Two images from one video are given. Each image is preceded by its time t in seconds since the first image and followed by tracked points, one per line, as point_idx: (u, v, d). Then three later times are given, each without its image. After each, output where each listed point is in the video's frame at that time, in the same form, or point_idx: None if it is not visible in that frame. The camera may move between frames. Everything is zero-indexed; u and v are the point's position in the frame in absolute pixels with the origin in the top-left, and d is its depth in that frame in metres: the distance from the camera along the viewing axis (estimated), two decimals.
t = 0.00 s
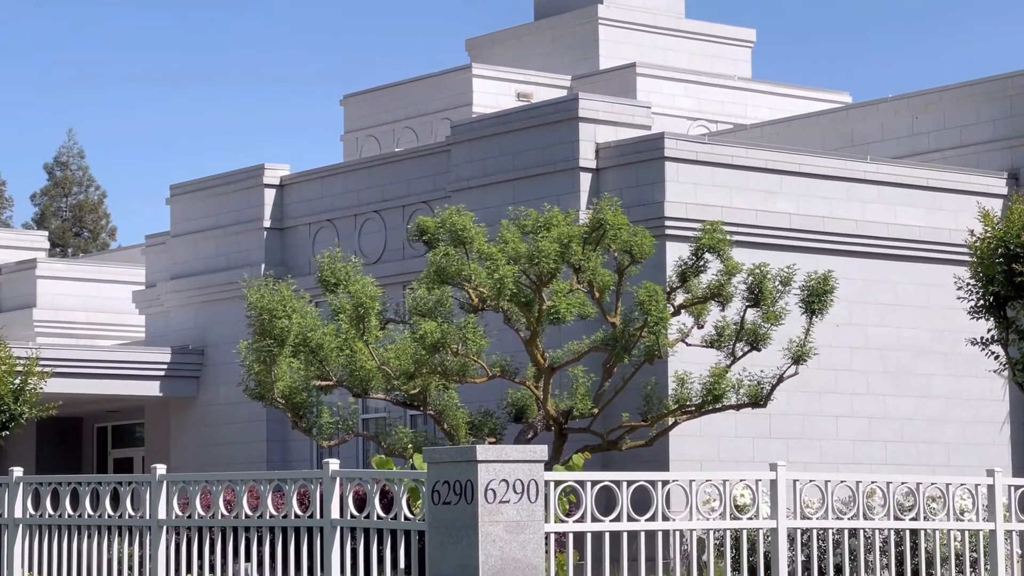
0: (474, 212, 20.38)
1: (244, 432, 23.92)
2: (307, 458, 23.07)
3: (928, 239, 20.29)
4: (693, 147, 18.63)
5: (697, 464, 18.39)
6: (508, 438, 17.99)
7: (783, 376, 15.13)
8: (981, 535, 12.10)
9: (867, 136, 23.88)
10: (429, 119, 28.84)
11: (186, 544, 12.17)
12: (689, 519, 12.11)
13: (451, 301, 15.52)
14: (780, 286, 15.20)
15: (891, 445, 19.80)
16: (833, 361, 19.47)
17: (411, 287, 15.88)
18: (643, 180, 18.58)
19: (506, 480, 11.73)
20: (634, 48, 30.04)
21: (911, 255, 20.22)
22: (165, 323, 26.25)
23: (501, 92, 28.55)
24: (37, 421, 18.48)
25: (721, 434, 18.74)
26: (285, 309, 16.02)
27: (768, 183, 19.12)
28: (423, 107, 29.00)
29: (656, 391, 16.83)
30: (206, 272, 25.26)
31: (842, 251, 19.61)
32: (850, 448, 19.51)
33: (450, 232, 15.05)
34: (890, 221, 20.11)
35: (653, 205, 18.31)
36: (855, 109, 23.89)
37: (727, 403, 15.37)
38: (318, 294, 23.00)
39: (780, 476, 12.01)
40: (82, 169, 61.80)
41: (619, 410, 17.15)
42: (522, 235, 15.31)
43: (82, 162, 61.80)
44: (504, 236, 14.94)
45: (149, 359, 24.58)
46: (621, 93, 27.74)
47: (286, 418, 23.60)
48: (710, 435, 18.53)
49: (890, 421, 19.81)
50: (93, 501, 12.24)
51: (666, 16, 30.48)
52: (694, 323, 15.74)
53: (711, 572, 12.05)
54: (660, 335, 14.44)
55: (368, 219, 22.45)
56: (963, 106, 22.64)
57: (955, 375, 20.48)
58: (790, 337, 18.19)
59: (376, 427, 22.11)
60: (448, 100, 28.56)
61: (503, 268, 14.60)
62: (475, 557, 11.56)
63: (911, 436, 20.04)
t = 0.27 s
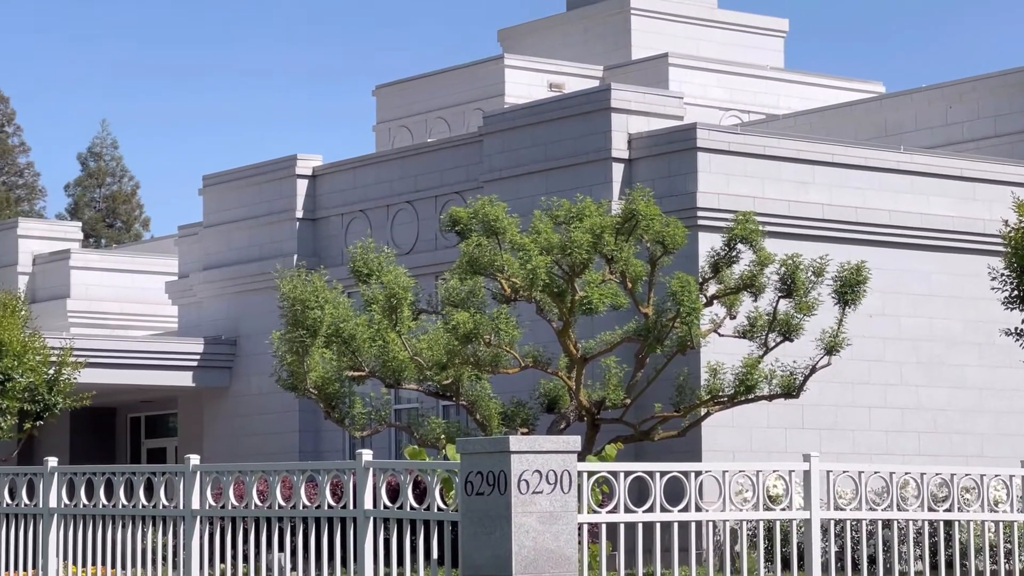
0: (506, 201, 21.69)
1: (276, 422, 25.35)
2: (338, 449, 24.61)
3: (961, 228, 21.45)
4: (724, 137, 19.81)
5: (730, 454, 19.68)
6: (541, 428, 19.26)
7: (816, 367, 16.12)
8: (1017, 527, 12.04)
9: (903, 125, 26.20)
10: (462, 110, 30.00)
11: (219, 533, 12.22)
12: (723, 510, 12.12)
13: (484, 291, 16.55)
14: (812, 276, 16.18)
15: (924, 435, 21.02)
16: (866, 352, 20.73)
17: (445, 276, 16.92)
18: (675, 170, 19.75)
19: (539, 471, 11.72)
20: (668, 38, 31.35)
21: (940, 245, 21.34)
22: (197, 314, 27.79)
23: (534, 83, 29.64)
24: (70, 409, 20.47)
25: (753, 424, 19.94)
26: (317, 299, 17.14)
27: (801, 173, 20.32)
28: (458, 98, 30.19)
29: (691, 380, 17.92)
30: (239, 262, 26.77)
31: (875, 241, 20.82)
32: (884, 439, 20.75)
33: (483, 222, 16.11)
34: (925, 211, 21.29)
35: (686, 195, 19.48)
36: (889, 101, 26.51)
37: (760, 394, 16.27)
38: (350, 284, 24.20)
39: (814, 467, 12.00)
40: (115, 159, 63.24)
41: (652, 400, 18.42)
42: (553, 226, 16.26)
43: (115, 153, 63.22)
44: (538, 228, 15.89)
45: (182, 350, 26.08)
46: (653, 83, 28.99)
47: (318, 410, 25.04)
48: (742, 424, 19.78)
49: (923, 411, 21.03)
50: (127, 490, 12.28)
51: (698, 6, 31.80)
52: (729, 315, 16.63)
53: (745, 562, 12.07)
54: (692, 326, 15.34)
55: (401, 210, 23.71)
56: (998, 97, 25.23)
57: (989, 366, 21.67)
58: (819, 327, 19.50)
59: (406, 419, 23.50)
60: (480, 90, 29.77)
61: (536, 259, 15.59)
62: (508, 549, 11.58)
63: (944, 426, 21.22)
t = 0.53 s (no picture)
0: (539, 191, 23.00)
1: (309, 413, 26.77)
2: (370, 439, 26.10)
3: (992, 219, 22.59)
4: (757, 129, 21.02)
5: (761, 444, 20.72)
6: (573, 416, 20.48)
7: (845, 360, 17.29)
8: None
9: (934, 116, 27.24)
10: (494, 101, 31.50)
11: (252, 524, 12.24)
12: (755, 500, 12.10)
13: (515, 283, 17.49)
14: (843, 267, 17.31)
15: (957, 426, 22.16)
16: (899, 343, 21.93)
17: (474, 268, 17.85)
18: (707, 161, 20.96)
19: (571, 462, 11.58)
20: (700, 29, 33.13)
21: (971, 236, 22.50)
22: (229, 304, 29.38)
23: (568, 74, 31.19)
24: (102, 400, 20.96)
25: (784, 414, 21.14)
26: (349, 290, 18.21)
27: (833, 164, 21.51)
28: (492, 87, 31.70)
29: (722, 370, 19.11)
30: (273, 254, 28.01)
31: (905, 231, 21.94)
32: (917, 429, 21.92)
33: (514, 213, 17.11)
34: (958, 200, 22.49)
35: (716, 185, 20.68)
36: (922, 91, 27.47)
37: (793, 384, 17.52)
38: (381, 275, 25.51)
39: (847, 458, 11.96)
40: (147, 151, 67.52)
41: (684, 390, 19.61)
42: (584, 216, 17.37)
43: (147, 144, 67.38)
44: (571, 219, 16.96)
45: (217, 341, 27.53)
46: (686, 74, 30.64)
47: (349, 401, 26.46)
48: (772, 415, 20.91)
49: (956, 402, 22.21)
50: (161, 480, 12.32)
51: None
52: (762, 305, 17.78)
53: (777, 553, 12.06)
54: (723, 315, 16.54)
55: (433, 201, 25.14)
56: None
57: (1021, 356, 22.95)
58: (852, 318, 20.79)
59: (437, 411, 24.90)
60: (514, 80, 31.33)
61: (567, 250, 16.60)
62: (540, 540, 11.47)
63: (979, 417, 22.46)
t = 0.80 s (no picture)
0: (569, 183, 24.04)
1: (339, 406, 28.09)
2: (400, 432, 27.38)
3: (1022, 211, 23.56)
4: (788, 120, 21.90)
5: (791, 436, 21.71)
6: (603, 406, 21.63)
7: (873, 352, 18.18)
8: None
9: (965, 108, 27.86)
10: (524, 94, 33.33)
11: (282, 516, 12.23)
12: (785, 493, 12.04)
13: (545, 274, 18.48)
14: (872, 260, 18.25)
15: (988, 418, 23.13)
16: (929, 335, 22.81)
17: (506, 260, 18.74)
18: (737, 153, 21.90)
19: (602, 454, 11.32)
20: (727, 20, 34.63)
21: (1000, 229, 23.44)
22: (260, 297, 30.68)
23: (598, 66, 32.84)
24: (130, 390, 23.33)
25: (813, 406, 22.06)
26: (379, 283, 19.33)
27: (863, 156, 22.41)
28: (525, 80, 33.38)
29: (751, 362, 20.22)
30: (301, 247, 29.38)
31: (936, 223, 22.89)
32: (948, 421, 22.82)
33: (545, 205, 18.07)
34: (988, 191, 23.38)
35: (747, 177, 21.61)
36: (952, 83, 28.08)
37: (822, 376, 18.50)
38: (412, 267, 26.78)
39: (877, 451, 11.88)
40: (176, 143, 67.30)
41: (714, 382, 20.68)
42: (615, 208, 18.18)
43: (176, 137, 66.86)
44: (600, 212, 17.82)
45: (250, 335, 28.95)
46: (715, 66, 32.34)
47: (380, 394, 27.80)
48: (802, 408, 21.84)
49: (986, 394, 23.15)
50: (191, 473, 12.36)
51: None
52: (792, 296, 18.73)
53: (807, 546, 11.98)
54: (753, 306, 17.24)
55: (463, 193, 26.28)
56: None
57: None
58: (882, 309, 21.77)
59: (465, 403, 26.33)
60: (545, 72, 33.02)
61: (598, 243, 17.39)
62: (571, 532, 11.18)
63: (1011, 409, 23.47)
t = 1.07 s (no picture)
0: (601, 177, 24.58)
1: (368, 400, 29.03)
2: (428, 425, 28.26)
3: None
4: (818, 112, 22.45)
5: (822, 429, 22.22)
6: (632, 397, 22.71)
7: (902, 345, 19.11)
8: None
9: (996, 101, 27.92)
10: (555, 87, 33.68)
11: (312, 510, 12.17)
12: (816, 485, 12.03)
13: (575, 266, 19.62)
14: (903, 252, 19.08)
15: (1019, 411, 23.85)
16: (960, 327, 23.47)
17: (537, 254, 19.94)
18: (766, 146, 22.43)
19: (633, 446, 10.59)
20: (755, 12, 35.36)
21: None
22: (289, 290, 31.66)
23: (628, 58, 33.47)
24: (164, 382, 24.61)
25: (844, 400, 22.49)
26: (409, 277, 20.42)
27: (895, 148, 22.95)
28: (554, 73, 33.84)
29: (783, 353, 21.27)
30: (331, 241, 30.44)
31: (969, 217, 23.53)
32: (980, 414, 23.54)
33: (575, 198, 19.32)
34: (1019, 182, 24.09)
35: (776, 171, 22.18)
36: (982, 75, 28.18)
37: (853, 368, 19.43)
38: (442, 260, 27.92)
39: (908, 443, 11.89)
40: (206, 137, 70.66)
41: (744, 375, 21.80)
42: (644, 200, 19.15)
43: (207, 131, 70.44)
44: (631, 205, 18.81)
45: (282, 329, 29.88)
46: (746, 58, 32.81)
47: (410, 388, 28.77)
48: (834, 401, 22.34)
49: (1018, 386, 23.87)
50: (222, 466, 12.37)
51: None
52: (824, 289, 19.82)
53: (838, 539, 11.92)
54: (782, 295, 18.59)
55: (493, 187, 27.20)
56: None
57: None
58: (912, 303, 22.63)
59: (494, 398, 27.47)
60: (574, 66, 33.44)
61: (628, 236, 18.52)
62: (601, 524, 10.47)
63: None
